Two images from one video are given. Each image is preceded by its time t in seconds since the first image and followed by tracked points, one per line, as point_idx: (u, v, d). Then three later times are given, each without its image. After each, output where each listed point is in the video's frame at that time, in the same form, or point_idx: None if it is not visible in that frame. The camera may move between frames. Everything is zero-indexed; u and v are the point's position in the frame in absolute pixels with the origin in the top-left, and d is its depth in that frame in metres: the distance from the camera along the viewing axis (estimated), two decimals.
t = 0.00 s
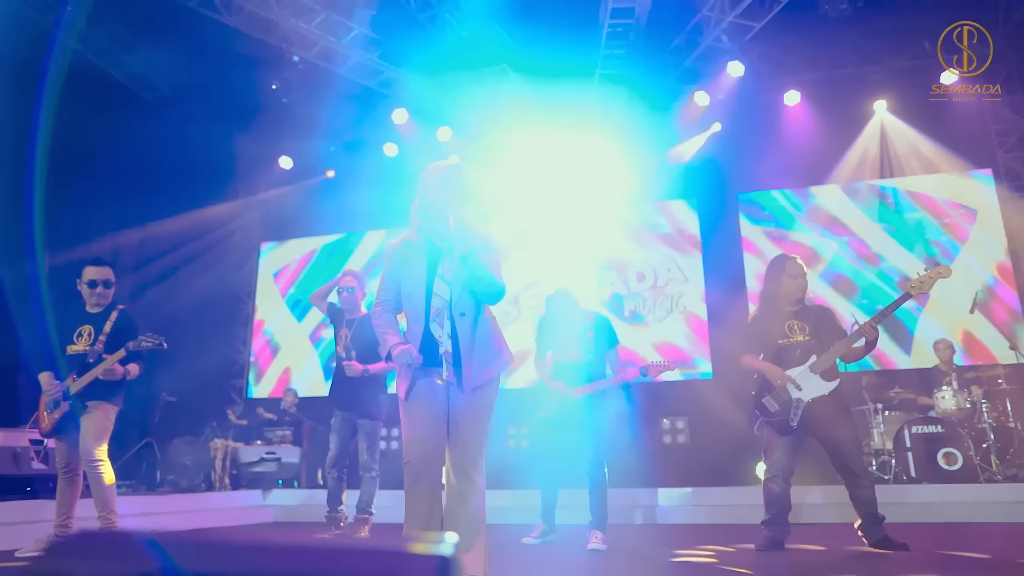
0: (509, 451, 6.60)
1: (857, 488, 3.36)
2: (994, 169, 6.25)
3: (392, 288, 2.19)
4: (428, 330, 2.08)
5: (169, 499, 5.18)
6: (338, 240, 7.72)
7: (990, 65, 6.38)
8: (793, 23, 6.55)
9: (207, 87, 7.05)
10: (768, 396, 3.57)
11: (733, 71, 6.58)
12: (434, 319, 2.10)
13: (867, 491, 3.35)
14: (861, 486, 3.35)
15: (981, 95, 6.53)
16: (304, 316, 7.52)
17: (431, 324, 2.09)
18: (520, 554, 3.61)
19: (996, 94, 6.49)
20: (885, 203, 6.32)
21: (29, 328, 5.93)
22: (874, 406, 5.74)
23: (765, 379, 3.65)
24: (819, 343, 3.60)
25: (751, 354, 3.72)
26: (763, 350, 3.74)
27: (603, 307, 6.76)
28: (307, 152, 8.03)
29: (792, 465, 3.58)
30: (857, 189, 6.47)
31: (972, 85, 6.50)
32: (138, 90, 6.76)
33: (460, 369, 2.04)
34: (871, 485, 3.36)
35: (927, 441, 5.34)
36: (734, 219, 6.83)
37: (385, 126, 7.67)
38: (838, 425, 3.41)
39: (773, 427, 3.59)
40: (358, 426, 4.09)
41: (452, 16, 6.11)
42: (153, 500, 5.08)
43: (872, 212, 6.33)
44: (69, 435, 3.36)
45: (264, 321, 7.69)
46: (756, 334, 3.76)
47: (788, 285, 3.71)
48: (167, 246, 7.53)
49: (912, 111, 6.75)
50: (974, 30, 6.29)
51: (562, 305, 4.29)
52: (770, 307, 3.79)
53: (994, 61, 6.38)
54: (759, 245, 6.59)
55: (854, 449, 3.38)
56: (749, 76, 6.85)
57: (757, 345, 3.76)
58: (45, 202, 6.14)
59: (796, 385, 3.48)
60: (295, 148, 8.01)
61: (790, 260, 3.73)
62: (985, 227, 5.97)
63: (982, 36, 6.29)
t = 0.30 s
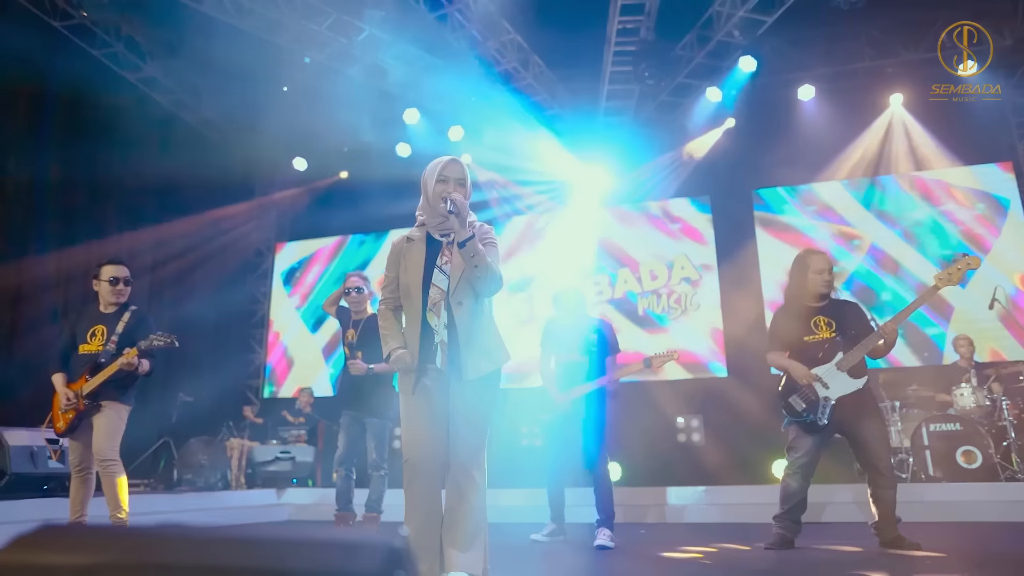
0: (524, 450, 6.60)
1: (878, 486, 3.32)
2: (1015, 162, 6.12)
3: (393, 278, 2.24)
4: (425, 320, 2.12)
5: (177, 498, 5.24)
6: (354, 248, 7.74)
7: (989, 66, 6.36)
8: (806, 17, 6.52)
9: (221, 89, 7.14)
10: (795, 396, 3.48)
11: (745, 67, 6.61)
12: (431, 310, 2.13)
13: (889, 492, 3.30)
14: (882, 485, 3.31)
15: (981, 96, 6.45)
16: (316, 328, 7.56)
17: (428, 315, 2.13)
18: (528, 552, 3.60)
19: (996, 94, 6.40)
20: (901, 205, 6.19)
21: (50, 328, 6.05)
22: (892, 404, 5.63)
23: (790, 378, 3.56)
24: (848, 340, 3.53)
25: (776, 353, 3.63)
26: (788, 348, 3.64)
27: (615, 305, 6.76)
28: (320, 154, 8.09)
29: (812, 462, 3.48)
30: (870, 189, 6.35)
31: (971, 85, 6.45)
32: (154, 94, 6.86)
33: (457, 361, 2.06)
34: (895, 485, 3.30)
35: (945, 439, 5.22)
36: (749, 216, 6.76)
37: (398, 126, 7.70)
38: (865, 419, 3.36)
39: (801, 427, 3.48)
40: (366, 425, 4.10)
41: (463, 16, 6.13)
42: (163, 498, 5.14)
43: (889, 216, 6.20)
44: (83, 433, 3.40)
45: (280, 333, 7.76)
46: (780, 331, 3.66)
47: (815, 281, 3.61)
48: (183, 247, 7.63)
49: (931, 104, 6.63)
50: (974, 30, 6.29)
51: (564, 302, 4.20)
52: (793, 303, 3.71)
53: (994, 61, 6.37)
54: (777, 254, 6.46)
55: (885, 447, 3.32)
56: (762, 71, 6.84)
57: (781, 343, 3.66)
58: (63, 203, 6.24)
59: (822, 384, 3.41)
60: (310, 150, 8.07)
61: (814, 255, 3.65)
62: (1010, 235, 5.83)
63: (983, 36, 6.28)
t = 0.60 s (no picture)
0: (538, 449, 6.58)
1: (893, 485, 3.28)
2: None
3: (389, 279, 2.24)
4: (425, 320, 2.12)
5: (191, 497, 5.43)
6: (373, 258, 7.63)
7: (991, 68, 6.33)
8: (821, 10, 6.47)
9: (236, 92, 7.21)
10: (811, 395, 3.47)
11: (757, 62, 6.58)
12: (429, 310, 2.15)
13: (903, 492, 3.26)
14: (897, 483, 3.28)
15: (979, 96, 6.32)
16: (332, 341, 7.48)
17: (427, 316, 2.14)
18: (534, 551, 3.59)
19: (995, 94, 6.27)
20: (916, 206, 6.04)
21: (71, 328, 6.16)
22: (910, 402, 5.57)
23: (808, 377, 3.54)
24: (864, 338, 3.50)
25: (793, 351, 3.62)
26: (804, 346, 3.63)
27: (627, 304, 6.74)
28: (334, 155, 8.13)
29: (827, 461, 3.44)
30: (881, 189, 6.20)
31: (971, 85, 6.35)
32: (173, 97, 6.97)
33: (456, 359, 2.06)
34: (908, 484, 3.26)
35: (965, 437, 5.15)
36: (761, 211, 6.67)
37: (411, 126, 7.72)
38: (882, 414, 3.36)
39: (818, 426, 3.45)
40: (373, 423, 4.12)
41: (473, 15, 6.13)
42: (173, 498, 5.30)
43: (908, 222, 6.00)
44: (95, 432, 3.44)
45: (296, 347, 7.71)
46: (796, 328, 3.64)
47: (832, 278, 3.59)
48: (200, 249, 7.74)
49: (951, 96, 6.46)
50: (974, 30, 6.31)
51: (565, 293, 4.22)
52: (809, 300, 3.70)
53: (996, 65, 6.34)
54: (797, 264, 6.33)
55: (901, 444, 3.31)
56: (777, 66, 6.80)
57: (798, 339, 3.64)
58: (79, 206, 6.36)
59: (839, 383, 3.40)
60: (325, 151, 8.10)
61: (832, 253, 3.64)
62: None
63: (984, 37, 6.31)
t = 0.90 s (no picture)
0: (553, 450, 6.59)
1: (896, 485, 3.24)
2: None
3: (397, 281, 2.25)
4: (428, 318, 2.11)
5: (215, 498, 5.52)
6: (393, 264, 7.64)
7: (992, 66, 6.21)
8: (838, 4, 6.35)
9: (251, 98, 7.29)
10: (806, 391, 3.48)
11: (773, 58, 6.53)
12: (435, 308, 2.11)
13: (909, 491, 3.23)
14: (898, 483, 3.24)
15: (980, 96, 6.21)
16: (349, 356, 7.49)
17: (431, 312, 2.12)
18: (545, 553, 3.60)
19: (994, 96, 6.16)
20: (930, 205, 5.89)
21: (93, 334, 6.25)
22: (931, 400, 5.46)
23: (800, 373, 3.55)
24: (858, 334, 3.46)
25: (788, 348, 3.59)
26: (799, 344, 3.62)
27: (642, 306, 6.71)
28: (349, 158, 8.18)
29: (828, 461, 3.43)
30: (894, 189, 6.07)
31: (970, 86, 6.24)
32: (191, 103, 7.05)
33: (453, 358, 2.08)
34: (912, 484, 3.23)
35: (988, 437, 5.03)
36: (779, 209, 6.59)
37: (425, 129, 7.74)
38: (879, 415, 3.32)
39: (811, 422, 3.45)
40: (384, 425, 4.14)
41: (485, 16, 6.12)
42: (197, 497, 5.40)
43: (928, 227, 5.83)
44: (111, 435, 3.49)
45: (315, 359, 7.72)
46: (791, 325, 3.64)
47: (831, 274, 3.58)
48: (219, 253, 7.84)
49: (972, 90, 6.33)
50: (974, 30, 6.20)
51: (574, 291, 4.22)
52: (807, 297, 3.70)
53: (997, 64, 6.22)
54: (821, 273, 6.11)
55: (900, 443, 3.27)
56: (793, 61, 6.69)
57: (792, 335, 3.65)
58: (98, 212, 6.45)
59: (832, 379, 3.39)
60: (341, 154, 8.16)
61: (831, 250, 3.63)
62: None
63: (983, 36, 6.20)
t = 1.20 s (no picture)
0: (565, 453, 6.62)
1: (895, 487, 3.19)
2: None
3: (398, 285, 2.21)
4: (430, 318, 2.10)
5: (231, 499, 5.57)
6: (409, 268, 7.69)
7: (993, 65, 6.11)
8: None
9: (266, 104, 7.33)
10: (794, 394, 3.48)
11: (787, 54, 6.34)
12: (433, 305, 2.12)
13: (909, 491, 3.17)
14: (896, 485, 3.19)
15: (980, 96, 6.15)
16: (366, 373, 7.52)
17: (432, 313, 2.10)
18: (553, 556, 3.59)
19: (996, 94, 6.09)
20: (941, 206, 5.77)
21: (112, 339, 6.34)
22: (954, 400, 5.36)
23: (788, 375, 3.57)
24: (849, 339, 3.46)
25: (776, 350, 3.62)
26: (789, 347, 3.64)
27: (657, 307, 6.66)
28: (364, 161, 8.22)
29: (823, 465, 3.41)
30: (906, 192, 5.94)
31: (971, 85, 6.16)
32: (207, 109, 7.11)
33: (458, 359, 2.03)
34: (911, 484, 3.18)
35: (1012, 438, 4.92)
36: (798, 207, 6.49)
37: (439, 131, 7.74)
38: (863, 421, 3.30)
39: (797, 425, 3.48)
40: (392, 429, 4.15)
41: (496, 17, 6.09)
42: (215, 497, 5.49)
43: (943, 230, 5.72)
44: (123, 439, 3.55)
45: (333, 376, 7.78)
46: (781, 327, 3.65)
47: (822, 277, 3.55)
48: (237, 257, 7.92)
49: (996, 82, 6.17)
50: (974, 30, 6.04)
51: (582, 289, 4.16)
52: (797, 299, 3.70)
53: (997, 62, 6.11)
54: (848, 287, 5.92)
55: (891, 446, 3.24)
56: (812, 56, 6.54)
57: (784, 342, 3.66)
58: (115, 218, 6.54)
59: (821, 383, 3.38)
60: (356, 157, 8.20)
61: (823, 251, 3.59)
62: None
63: (983, 36, 6.04)
